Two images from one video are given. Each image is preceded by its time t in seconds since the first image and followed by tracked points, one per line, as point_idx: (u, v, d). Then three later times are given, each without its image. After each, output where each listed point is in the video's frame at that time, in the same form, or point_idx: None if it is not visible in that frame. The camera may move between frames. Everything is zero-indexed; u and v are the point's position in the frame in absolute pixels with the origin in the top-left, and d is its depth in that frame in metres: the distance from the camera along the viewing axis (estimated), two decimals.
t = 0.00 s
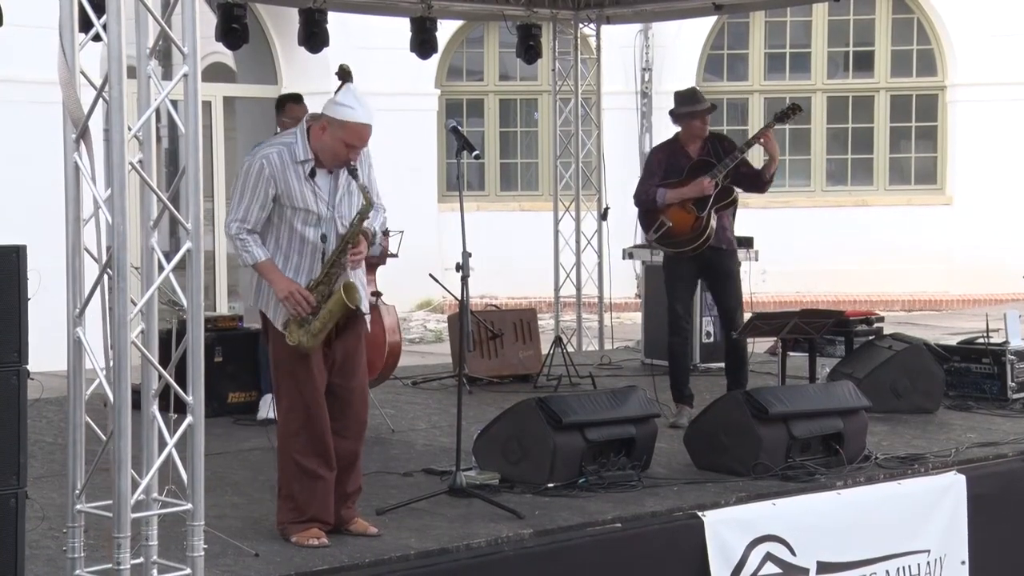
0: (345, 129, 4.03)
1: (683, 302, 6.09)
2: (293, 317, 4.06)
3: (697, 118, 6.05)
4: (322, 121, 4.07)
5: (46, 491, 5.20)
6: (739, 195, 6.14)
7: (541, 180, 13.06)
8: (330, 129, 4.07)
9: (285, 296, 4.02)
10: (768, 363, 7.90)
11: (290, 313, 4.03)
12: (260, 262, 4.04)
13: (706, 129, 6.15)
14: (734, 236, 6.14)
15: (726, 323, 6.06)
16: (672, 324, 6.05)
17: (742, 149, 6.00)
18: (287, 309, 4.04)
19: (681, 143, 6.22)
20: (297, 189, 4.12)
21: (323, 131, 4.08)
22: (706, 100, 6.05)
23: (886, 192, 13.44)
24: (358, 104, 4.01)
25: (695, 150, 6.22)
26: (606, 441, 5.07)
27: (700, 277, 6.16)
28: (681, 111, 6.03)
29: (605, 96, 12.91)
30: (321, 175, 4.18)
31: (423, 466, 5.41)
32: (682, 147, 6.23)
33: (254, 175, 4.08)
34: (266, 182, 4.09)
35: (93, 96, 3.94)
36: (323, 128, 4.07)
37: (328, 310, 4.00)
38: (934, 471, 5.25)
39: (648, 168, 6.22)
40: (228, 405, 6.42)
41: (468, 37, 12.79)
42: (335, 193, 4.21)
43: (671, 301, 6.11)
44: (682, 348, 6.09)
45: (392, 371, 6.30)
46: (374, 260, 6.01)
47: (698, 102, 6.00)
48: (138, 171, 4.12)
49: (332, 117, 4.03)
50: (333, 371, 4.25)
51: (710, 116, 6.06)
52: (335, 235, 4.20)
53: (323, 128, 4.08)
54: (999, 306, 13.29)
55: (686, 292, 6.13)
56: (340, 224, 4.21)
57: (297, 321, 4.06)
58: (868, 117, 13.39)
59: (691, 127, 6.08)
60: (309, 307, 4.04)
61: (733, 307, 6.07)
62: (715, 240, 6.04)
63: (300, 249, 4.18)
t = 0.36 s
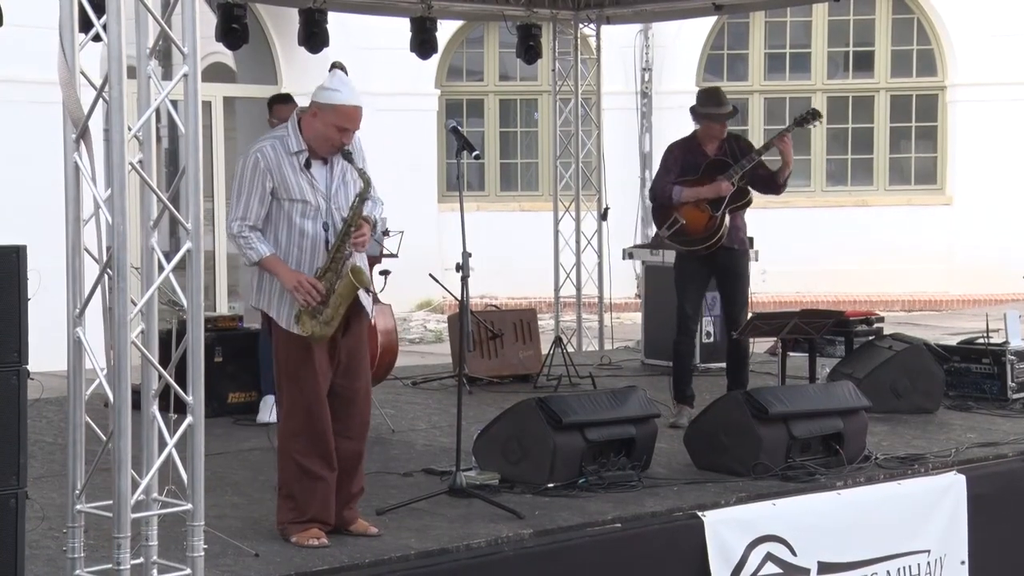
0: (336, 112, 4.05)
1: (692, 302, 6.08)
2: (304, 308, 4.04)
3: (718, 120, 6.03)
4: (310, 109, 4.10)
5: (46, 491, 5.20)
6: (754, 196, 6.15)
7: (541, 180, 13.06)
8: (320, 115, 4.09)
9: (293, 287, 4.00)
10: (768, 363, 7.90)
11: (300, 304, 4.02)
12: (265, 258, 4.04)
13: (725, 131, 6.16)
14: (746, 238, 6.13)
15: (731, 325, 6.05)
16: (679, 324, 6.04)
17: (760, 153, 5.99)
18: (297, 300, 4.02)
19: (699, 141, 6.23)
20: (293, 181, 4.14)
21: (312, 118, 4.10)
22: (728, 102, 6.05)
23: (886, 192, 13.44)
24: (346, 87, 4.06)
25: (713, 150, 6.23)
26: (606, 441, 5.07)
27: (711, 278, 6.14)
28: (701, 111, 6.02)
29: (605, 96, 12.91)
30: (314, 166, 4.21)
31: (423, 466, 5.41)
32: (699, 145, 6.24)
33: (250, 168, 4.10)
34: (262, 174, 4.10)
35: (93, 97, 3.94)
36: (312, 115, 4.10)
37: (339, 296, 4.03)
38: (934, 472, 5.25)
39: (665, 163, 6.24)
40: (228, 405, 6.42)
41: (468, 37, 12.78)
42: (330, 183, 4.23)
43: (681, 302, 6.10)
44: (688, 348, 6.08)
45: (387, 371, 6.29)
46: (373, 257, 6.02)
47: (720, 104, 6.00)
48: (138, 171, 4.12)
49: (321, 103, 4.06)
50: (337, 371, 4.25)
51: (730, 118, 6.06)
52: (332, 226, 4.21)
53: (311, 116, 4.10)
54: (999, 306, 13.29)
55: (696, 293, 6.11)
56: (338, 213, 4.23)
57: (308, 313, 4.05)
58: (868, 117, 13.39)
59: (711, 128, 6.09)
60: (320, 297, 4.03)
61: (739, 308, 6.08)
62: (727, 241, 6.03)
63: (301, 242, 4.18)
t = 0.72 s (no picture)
0: (328, 101, 4.05)
1: (700, 304, 6.07)
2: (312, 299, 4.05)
3: (738, 125, 6.02)
4: (302, 102, 4.11)
5: (46, 491, 5.20)
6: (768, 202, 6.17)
7: (541, 180, 13.07)
8: (312, 105, 4.09)
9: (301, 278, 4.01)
10: (768, 363, 7.90)
11: (307, 295, 4.02)
12: (268, 254, 4.05)
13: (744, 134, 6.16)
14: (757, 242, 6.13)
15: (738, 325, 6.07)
16: (685, 326, 6.04)
17: (780, 160, 6.03)
18: (304, 291, 4.03)
19: (717, 140, 6.18)
20: (289, 174, 4.14)
21: (304, 110, 4.11)
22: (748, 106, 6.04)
23: (886, 192, 13.44)
24: (336, 75, 4.06)
25: (731, 151, 6.19)
26: (606, 441, 5.06)
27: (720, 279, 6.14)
28: (723, 116, 6.02)
29: (606, 96, 12.91)
30: (309, 159, 4.21)
31: (423, 466, 5.42)
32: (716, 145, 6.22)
33: (246, 165, 4.10)
34: (259, 170, 4.11)
35: (93, 97, 3.94)
36: (304, 108, 4.10)
37: (346, 281, 4.08)
38: (934, 472, 5.25)
39: (682, 159, 6.21)
40: (229, 405, 6.41)
41: (468, 37, 12.78)
42: (327, 176, 4.24)
43: (688, 304, 6.09)
44: (693, 349, 6.09)
45: (384, 373, 6.27)
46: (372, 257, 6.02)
47: (740, 109, 6.00)
48: (138, 171, 4.13)
49: (313, 93, 4.06)
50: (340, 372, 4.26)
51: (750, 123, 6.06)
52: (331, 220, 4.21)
53: (303, 109, 4.11)
54: (999, 306, 13.29)
55: (704, 295, 6.11)
56: (336, 206, 4.23)
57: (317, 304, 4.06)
58: (868, 117, 13.39)
59: (731, 131, 6.08)
60: (326, 285, 4.05)
61: (745, 306, 6.09)
62: (739, 243, 6.04)
63: (300, 237, 4.18)
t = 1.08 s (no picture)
0: (321, 94, 4.06)
1: (705, 304, 6.07)
2: (317, 289, 4.06)
3: (753, 133, 5.98)
4: (295, 98, 4.12)
5: (45, 491, 5.20)
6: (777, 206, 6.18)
7: (541, 180, 13.06)
8: (305, 101, 4.10)
9: (302, 269, 4.01)
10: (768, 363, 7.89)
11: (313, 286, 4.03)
12: (270, 249, 4.05)
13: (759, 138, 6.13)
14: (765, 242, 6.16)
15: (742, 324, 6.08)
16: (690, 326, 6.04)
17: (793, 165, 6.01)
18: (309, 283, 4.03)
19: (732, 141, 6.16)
20: (285, 171, 4.15)
21: (298, 106, 4.12)
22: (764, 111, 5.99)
23: (887, 192, 13.43)
24: (328, 68, 4.07)
25: (745, 152, 6.17)
26: (606, 442, 5.06)
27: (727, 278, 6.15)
28: (737, 121, 5.97)
29: (606, 96, 12.91)
30: (306, 156, 4.22)
31: (423, 466, 5.41)
32: (731, 145, 6.18)
33: (243, 163, 4.11)
34: (255, 168, 4.11)
35: (93, 97, 3.94)
36: (297, 103, 4.11)
37: (351, 269, 4.11)
38: (935, 472, 5.25)
39: (696, 157, 6.17)
40: (229, 405, 6.41)
41: (468, 38, 12.77)
42: (324, 172, 4.24)
43: (693, 304, 6.09)
44: (696, 349, 6.09)
45: (386, 373, 6.25)
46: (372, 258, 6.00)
47: (757, 114, 5.95)
48: (138, 171, 4.13)
49: (305, 88, 4.07)
50: (343, 373, 4.26)
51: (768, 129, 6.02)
52: (329, 215, 4.22)
53: (297, 105, 4.12)
54: (1000, 306, 13.29)
55: (710, 294, 6.11)
56: (333, 201, 4.24)
57: (323, 295, 4.07)
58: (868, 117, 13.38)
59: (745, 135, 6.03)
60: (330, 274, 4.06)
61: (750, 306, 6.13)
62: (746, 245, 6.06)
63: (300, 233, 4.18)
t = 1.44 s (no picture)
0: (314, 91, 4.07)
1: (705, 304, 6.07)
2: (317, 283, 4.05)
3: (763, 135, 5.98)
4: (288, 97, 4.14)
5: (44, 492, 5.20)
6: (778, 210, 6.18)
7: (541, 180, 13.07)
8: (298, 99, 4.11)
9: (302, 263, 4.00)
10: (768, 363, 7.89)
11: (313, 279, 4.02)
12: (268, 247, 4.05)
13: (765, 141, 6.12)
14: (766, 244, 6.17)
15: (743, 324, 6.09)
16: (691, 326, 6.04)
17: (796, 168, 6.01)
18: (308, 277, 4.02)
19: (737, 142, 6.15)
20: (280, 169, 4.16)
21: (291, 105, 4.13)
22: (772, 113, 5.99)
23: (886, 192, 13.44)
24: (320, 66, 4.09)
25: (750, 153, 6.17)
26: (606, 442, 5.07)
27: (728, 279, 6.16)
28: (745, 122, 5.97)
29: (605, 96, 12.91)
30: (300, 155, 4.23)
31: (422, 467, 5.41)
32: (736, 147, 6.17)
33: (238, 163, 4.11)
34: (250, 168, 4.12)
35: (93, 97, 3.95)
36: (291, 102, 4.12)
37: (350, 261, 4.10)
38: (934, 472, 5.25)
39: (700, 156, 6.17)
40: (229, 406, 6.41)
41: (468, 38, 12.78)
42: (319, 171, 4.25)
43: (694, 304, 6.10)
44: (697, 349, 6.10)
45: (387, 374, 6.22)
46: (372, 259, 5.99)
47: (764, 116, 5.94)
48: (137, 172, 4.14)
49: (298, 86, 4.08)
50: (344, 373, 4.26)
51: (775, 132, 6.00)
52: (325, 214, 4.24)
53: (290, 104, 4.14)
54: (999, 306, 13.29)
55: (711, 295, 6.12)
56: (328, 200, 4.25)
57: (322, 288, 4.06)
58: (868, 118, 13.39)
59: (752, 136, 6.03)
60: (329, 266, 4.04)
61: (750, 307, 6.13)
62: (747, 246, 6.07)
63: (296, 232, 4.19)
